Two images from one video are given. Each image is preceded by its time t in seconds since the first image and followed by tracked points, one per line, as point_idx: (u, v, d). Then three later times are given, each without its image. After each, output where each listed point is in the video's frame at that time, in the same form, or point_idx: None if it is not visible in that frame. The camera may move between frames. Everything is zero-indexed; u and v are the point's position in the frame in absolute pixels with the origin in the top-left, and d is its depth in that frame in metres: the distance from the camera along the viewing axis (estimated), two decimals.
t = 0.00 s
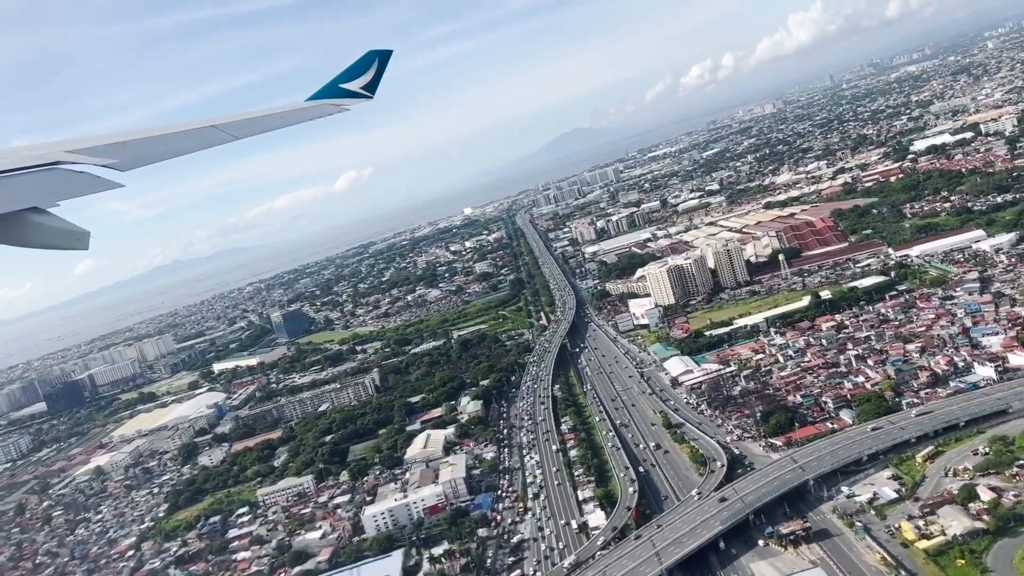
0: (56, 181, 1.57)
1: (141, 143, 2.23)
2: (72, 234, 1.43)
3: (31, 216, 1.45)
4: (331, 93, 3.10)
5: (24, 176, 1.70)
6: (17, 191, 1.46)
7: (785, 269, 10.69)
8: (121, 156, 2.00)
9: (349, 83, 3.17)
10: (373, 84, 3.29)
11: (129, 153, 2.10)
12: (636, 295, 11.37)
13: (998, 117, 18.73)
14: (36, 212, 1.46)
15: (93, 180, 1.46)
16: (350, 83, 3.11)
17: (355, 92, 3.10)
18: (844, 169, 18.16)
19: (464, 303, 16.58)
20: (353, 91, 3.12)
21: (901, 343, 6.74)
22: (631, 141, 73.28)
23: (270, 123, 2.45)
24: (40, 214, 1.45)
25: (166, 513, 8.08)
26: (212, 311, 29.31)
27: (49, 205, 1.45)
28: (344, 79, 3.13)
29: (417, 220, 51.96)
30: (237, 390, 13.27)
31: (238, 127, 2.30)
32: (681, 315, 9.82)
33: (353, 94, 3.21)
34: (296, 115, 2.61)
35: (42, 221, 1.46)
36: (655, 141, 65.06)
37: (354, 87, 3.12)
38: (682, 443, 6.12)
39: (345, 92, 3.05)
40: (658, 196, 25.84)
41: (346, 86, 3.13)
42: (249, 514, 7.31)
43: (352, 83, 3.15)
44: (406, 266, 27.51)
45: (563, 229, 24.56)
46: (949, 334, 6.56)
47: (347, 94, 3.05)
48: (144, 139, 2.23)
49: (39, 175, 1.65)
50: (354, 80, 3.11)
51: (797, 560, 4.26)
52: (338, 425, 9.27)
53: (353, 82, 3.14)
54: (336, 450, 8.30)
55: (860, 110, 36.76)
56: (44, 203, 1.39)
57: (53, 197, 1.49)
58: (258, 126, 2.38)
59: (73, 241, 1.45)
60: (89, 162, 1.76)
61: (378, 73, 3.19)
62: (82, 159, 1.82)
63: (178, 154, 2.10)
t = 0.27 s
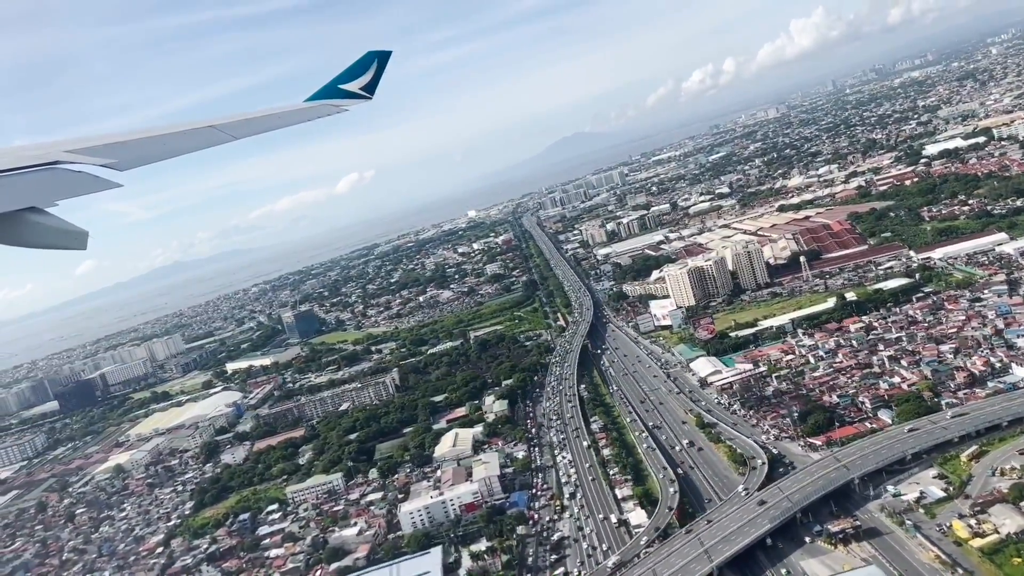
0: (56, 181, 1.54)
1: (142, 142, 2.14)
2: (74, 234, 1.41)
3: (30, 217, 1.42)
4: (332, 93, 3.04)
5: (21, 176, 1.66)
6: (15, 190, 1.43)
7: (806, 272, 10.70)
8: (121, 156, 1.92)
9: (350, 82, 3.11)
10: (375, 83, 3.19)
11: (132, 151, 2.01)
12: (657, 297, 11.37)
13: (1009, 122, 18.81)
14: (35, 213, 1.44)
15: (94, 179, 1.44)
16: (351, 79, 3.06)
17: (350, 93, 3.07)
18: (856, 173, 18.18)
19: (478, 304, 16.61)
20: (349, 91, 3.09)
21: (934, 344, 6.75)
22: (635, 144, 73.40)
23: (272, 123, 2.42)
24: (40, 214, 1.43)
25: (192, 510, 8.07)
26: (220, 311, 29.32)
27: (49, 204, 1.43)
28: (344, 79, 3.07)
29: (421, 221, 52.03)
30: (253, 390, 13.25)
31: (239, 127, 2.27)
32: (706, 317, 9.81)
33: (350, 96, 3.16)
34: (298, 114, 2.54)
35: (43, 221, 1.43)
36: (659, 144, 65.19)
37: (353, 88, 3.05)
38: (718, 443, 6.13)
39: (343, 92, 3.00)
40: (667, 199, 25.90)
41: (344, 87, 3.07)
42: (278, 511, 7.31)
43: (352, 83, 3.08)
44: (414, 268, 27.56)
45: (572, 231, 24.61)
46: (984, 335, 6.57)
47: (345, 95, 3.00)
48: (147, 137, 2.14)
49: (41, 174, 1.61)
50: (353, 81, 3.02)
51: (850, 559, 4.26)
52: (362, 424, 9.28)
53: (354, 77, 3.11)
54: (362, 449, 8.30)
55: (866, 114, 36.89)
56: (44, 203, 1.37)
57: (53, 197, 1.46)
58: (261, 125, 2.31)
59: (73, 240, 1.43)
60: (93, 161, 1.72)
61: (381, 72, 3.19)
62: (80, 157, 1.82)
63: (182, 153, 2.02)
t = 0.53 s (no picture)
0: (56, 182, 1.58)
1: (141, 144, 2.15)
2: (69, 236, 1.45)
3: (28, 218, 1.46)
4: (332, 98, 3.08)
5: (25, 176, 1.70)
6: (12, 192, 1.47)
7: (826, 275, 10.73)
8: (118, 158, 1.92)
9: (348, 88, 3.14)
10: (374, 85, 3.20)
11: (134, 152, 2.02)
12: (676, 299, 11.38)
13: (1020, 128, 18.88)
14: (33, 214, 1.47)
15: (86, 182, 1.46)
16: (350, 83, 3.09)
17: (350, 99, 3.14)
18: (868, 177, 18.23)
19: (491, 305, 16.63)
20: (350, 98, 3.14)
21: (966, 346, 6.77)
22: (638, 148, 73.50)
23: (270, 126, 2.44)
24: (35, 215, 1.46)
25: (217, 508, 8.07)
26: (226, 312, 29.30)
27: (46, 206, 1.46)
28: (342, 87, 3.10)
29: (425, 223, 52.06)
30: (268, 389, 13.25)
31: (239, 130, 2.29)
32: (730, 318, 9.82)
33: (351, 102, 3.19)
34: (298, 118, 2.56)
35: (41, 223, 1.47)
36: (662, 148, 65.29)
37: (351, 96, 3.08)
38: (753, 443, 6.16)
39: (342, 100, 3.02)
40: (675, 202, 25.95)
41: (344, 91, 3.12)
42: (307, 509, 7.31)
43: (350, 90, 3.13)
44: (421, 269, 27.58)
45: (581, 234, 24.65)
46: (1017, 337, 6.58)
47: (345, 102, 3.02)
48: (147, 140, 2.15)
49: (42, 175, 1.65)
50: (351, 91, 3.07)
51: (901, 558, 4.27)
52: (385, 424, 9.29)
53: (352, 86, 3.19)
54: (387, 447, 8.31)
55: (872, 120, 37.01)
56: (39, 206, 1.40)
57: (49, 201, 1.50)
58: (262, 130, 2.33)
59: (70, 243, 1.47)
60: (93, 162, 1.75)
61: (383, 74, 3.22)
62: (79, 159, 1.83)
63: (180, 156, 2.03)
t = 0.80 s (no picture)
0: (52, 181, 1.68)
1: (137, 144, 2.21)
2: (67, 234, 1.55)
3: (25, 216, 1.56)
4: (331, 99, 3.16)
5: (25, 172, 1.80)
6: (10, 190, 1.57)
7: (846, 278, 10.75)
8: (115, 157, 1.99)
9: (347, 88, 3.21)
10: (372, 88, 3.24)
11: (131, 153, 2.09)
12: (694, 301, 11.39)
13: None
14: (30, 212, 1.58)
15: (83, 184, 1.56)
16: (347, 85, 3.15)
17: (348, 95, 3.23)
18: (880, 181, 18.25)
19: (504, 306, 16.63)
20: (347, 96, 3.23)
21: (997, 348, 6.78)
22: (641, 151, 73.49)
23: (266, 126, 2.52)
24: (33, 214, 1.57)
25: (241, 504, 8.08)
26: (232, 311, 29.24)
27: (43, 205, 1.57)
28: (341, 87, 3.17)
29: (430, 224, 52.00)
30: (283, 387, 13.24)
31: (234, 129, 2.36)
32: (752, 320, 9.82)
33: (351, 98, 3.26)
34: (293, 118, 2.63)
35: (37, 221, 1.57)
36: (666, 151, 65.28)
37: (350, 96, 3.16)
38: (788, 443, 6.19)
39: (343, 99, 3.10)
40: (684, 204, 25.95)
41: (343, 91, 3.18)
42: (334, 505, 7.32)
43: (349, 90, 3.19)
44: (428, 270, 27.55)
45: (590, 235, 24.65)
46: None
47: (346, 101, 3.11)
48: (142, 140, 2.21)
49: (41, 173, 1.75)
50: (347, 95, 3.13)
51: (948, 556, 4.28)
52: (407, 422, 9.30)
53: (350, 86, 3.27)
54: (412, 445, 8.32)
55: (878, 124, 37.04)
56: (38, 204, 1.50)
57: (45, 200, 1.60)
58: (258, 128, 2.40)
59: (65, 240, 1.57)
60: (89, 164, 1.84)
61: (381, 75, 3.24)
62: (76, 159, 1.93)
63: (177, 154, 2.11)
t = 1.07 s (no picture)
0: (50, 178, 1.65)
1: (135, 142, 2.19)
2: (66, 232, 1.53)
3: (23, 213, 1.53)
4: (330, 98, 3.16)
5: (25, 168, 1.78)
6: (7, 189, 1.53)
7: (865, 280, 10.77)
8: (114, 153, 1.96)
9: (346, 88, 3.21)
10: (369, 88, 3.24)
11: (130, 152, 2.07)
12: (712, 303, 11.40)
13: None
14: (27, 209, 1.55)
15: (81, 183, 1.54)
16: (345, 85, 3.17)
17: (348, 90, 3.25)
18: (892, 185, 18.29)
19: (517, 306, 16.62)
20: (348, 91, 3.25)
21: None
22: (643, 153, 73.56)
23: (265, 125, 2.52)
24: (32, 213, 1.54)
25: (264, 502, 8.05)
26: (238, 309, 29.17)
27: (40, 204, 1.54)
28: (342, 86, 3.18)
29: (433, 224, 51.98)
30: (297, 386, 13.22)
31: (232, 126, 2.35)
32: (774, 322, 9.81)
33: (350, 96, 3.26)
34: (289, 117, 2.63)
35: (34, 218, 1.55)
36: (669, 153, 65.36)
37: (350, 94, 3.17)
38: (822, 443, 6.19)
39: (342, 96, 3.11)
40: (692, 206, 25.98)
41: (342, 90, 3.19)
42: (361, 503, 7.30)
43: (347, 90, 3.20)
44: (435, 270, 27.52)
45: (598, 237, 24.65)
46: None
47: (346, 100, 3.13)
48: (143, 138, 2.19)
49: (40, 171, 1.73)
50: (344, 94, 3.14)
51: (995, 555, 4.28)
52: (429, 420, 9.30)
53: (350, 85, 3.26)
54: (436, 444, 8.31)
55: (884, 129, 37.13)
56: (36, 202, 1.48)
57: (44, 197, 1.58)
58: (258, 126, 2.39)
59: (62, 238, 1.55)
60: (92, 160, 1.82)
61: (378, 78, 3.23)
62: (76, 158, 1.90)
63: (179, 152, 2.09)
